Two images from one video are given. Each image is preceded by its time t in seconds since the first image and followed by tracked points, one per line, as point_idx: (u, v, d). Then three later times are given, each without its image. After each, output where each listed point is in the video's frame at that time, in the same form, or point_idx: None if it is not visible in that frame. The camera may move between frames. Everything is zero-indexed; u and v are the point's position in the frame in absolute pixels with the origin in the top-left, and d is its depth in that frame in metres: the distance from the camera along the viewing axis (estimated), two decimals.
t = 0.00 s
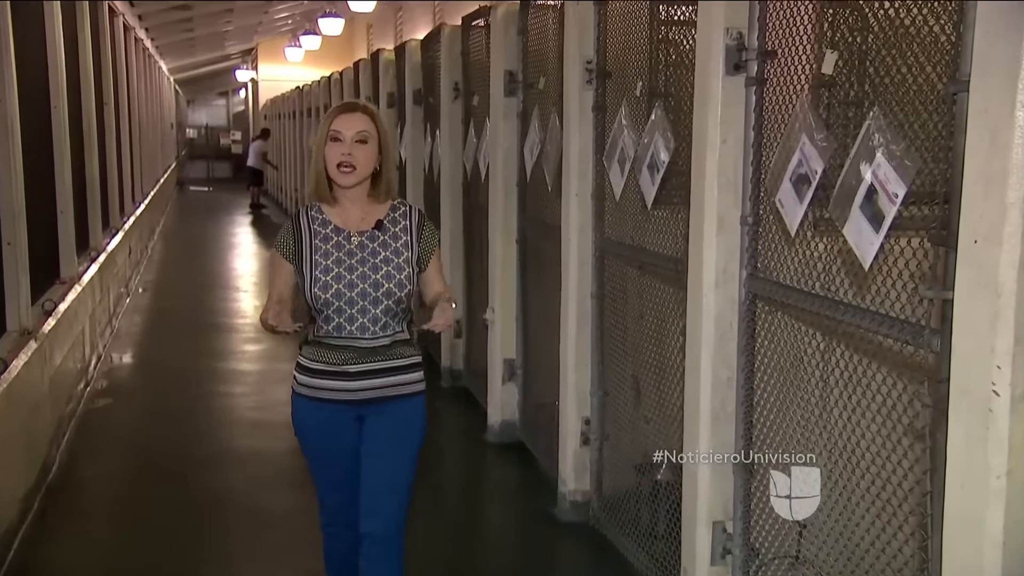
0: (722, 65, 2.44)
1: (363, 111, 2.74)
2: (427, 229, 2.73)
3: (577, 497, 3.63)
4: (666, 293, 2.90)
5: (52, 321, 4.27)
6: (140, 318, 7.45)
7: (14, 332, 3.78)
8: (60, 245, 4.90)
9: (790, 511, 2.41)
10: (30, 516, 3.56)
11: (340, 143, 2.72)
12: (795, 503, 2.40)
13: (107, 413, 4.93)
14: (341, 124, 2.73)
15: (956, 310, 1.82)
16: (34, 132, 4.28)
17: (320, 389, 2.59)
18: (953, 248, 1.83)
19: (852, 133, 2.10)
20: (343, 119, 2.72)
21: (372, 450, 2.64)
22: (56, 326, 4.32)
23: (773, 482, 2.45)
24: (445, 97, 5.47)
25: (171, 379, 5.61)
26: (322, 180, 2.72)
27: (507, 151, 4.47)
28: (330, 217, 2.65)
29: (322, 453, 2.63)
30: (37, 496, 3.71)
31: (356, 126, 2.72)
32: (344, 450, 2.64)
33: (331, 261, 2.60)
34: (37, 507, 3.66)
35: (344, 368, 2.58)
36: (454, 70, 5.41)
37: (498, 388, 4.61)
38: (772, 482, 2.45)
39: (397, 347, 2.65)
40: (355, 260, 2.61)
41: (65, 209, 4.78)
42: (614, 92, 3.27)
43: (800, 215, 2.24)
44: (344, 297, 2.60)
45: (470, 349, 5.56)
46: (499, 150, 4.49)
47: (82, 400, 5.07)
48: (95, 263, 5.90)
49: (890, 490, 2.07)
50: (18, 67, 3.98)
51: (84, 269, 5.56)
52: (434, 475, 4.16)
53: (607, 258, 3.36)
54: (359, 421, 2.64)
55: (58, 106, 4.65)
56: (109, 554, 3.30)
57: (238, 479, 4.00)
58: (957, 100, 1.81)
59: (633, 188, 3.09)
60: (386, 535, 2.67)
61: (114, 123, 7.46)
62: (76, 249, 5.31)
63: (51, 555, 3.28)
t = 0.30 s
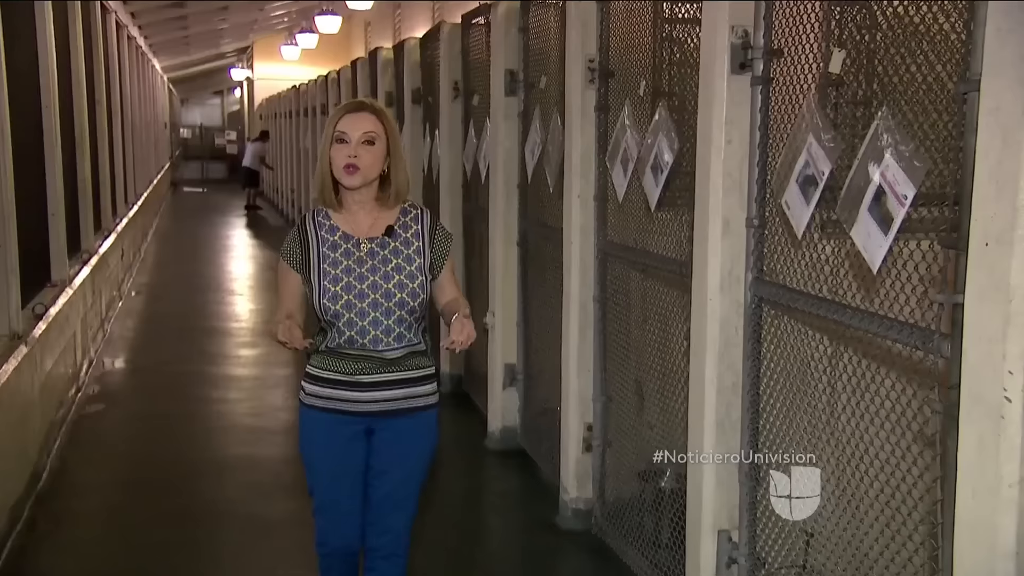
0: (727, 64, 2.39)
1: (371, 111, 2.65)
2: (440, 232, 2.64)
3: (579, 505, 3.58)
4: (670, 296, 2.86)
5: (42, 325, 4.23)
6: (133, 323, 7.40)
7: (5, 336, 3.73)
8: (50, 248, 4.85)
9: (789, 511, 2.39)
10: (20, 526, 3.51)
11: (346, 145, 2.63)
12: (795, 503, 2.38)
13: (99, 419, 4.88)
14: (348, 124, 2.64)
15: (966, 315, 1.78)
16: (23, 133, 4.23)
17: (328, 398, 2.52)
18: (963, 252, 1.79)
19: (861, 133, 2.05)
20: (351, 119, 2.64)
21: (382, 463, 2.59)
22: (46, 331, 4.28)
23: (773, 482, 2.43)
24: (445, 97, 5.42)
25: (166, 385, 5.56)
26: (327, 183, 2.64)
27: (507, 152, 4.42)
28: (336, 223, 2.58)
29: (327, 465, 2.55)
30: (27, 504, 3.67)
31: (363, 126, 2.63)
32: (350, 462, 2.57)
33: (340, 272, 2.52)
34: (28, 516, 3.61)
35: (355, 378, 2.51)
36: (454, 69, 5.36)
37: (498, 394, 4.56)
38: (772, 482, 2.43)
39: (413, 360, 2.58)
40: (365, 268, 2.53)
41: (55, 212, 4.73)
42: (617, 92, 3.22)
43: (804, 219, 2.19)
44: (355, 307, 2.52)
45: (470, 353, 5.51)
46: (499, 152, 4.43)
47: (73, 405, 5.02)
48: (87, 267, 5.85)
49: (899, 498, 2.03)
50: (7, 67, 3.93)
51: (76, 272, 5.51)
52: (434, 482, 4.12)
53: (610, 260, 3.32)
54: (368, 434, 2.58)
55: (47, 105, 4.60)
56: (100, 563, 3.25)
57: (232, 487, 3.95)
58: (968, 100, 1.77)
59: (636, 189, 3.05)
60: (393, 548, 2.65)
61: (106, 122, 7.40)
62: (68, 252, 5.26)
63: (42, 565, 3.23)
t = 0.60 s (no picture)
0: (732, 63, 2.36)
1: (377, 110, 2.60)
2: (449, 241, 2.60)
3: (580, 513, 3.53)
4: (674, 300, 2.81)
5: (33, 330, 4.19)
6: (126, 327, 7.36)
7: None
8: (41, 251, 4.81)
9: (789, 512, 2.37)
10: (9, 535, 3.48)
11: (352, 145, 2.58)
12: (795, 504, 2.34)
13: (91, 425, 4.85)
14: (354, 123, 2.59)
15: (977, 319, 1.75)
16: (13, 134, 4.19)
17: (330, 407, 2.47)
18: (973, 255, 1.75)
19: (870, 133, 2.01)
20: (357, 118, 2.59)
21: (382, 475, 2.56)
22: (37, 336, 4.24)
23: (772, 482, 2.40)
24: (444, 97, 5.38)
25: (160, 390, 5.52)
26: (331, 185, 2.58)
27: (506, 155, 4.38)
28: (343, 227, 2.52)
29: (327, 477, 2.50)
30: (17, 513, 3.63)
31: (369, 126, 2.58)
32: (352, 474, 2.52)
33: (347, 282, 2.47)
34: (18, 525, 3.58)
35: (358, 388, 2.47)
36: (453, 69, 5.32)
37: (498, 399, 4.53)
38: (772, 482, 2.40)
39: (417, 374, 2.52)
40: (372, 277, 2.48)
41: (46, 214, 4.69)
42: (619, 92, 3.18)
43: (812, 220, 2.15)
44: (362, 318, 2.47)
45: (470, 357, 5.48)
46: (499, 154, 4.39)
47: (64, 411, 4.98)
48: (79, 270, 5.81)
49: (907, 506, 1.98)
50: None
51: (67, 275, 5.47)
52: (433, 489, 4.08)
53: (613, 263, 3.27)
54: (368, 444, 2.54)
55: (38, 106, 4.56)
56: (89, 573, 3.21)
57: (226, 495, 3.91)
58: (978, 100, 1.73)
59: (639, 191, 3.01)
60: (390, 562, 2.64)
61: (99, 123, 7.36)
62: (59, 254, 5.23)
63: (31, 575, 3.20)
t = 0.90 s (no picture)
0: (737, 62, 2.32)
1: (372, 111, 2.57)
2: (448, 249, 2.57)
3: (582, 521, 3.50)
4: (677, 303, 2.77)
5: (22, 334, 4.15)
6: (117, 331, 7.31)
7: None
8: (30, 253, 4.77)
9: (789, 512, 2.34)
10: None
11: (349, 147, 2.53)
12: (795, 504, 2.32)
13: (82, 431, 4.80)
14: (351, 124, 2.54)
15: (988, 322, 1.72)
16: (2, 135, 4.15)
17: (328, 432, 2.41)
18: (983, 257, 1.71)
19: (878, 133, 1.97)
20: (353, 119, 2.54)
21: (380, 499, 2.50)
22: (26, 340, 4.20)
23: (772, 482, 2.38)
24: (444, 96, 5.34)
25: (153, 395, 5.47)
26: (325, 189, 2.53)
27: (507, 156, 4.34)
28: (338, 234, 2.47)
29: (324, 504, 2.43)
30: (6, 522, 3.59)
31: (366, 127, 2.54)
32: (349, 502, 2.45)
33: (348, 292, 2.41)
34: (7, 533, 3.53)
35: (358, 411, 2.41)
36: (453, 68, 5.28)
37: (498, 405, 4.48)
38: (772, 482, 2.38)
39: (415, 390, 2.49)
40: (371, 289, 2.43)
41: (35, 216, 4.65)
42: (622, 91, 3.15)
43: (819, 222, 2.10)
44: (364, 330, 2.43)
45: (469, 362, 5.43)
46: (500, 155, 4.35)
47: (54, 417, 4.93)
48: (68, 272, 5.77)
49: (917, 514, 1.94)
50: None
51: (57, 278, 5.44)
52: (433, 497, 4.04)
53: (615, 265, 3.23)
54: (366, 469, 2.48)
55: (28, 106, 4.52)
56: None
57: (219, 502, 3.87)
58: (989, 98, 1.69)
59: (642, 192, 2.97)
60: None
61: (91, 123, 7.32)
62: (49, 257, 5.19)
63: None
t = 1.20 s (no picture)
0: (743, 59, 2.27)
1: (358, 105, 2.52)
2: (440, 251, 2.52)
3: (585, 528, 3.45)
4: (682, 305, 2.73)
5: (11, 337, 4.11)
6: (109, 334, 7.26)
7: None
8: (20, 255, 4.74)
9: (789, 512, 2.32)
10: None
11: (334, 141, 2.49)
12: (796, 503, 2.30)
13: (72, 436, 4.76)
14: (336, 118, 2.49)
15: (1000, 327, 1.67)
16: None
17: (311, 449, 2.36)
18: (995, 258, 1.67)
19: (887, 133, 1.93)
20: (338, 113, 2.49)
21: (369, 516, 2.45)
22: (15, 344, 4.16)
23: (772, 481, 2.35)
24: (444, 94, 5.30)
25: (146, 399, 5.43)
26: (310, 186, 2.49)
27: (507, 156, 4.29)
28: (322, 235, 2.43)
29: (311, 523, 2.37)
30: None
31: (352, 121, 2.49)
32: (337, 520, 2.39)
33: (330, 296, 2.37)
34: None
35: (342, 425, 2.36)
36: (452, 65, 5.24)
37: (498, 409, 4.44)
38: (772, 481, 2.35)
39: (403, 401, 2.44)
40: (356, 292, 2.38)
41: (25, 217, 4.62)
42: (625, 88, 3.11)
43: (825, 222, 2.06)
44: (348, 334, 2.38)
45: (468, 365, 5.38)
46: (500, 155, 4.30)
47: (44, 422, 4.89)
48: (59, 274, 5.74)
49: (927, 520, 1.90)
50: None
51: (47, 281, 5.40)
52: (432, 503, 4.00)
53: (618, 267, 3.18)
54: (353, 486, 2.43)
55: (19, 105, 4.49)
56: None
57: (212, 509, 3.83)
58: (1001, 96, 1.65)
59: (645, 192, 2.93)
60: None
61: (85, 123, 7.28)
62: (38, 259, 5.15)
63: None
